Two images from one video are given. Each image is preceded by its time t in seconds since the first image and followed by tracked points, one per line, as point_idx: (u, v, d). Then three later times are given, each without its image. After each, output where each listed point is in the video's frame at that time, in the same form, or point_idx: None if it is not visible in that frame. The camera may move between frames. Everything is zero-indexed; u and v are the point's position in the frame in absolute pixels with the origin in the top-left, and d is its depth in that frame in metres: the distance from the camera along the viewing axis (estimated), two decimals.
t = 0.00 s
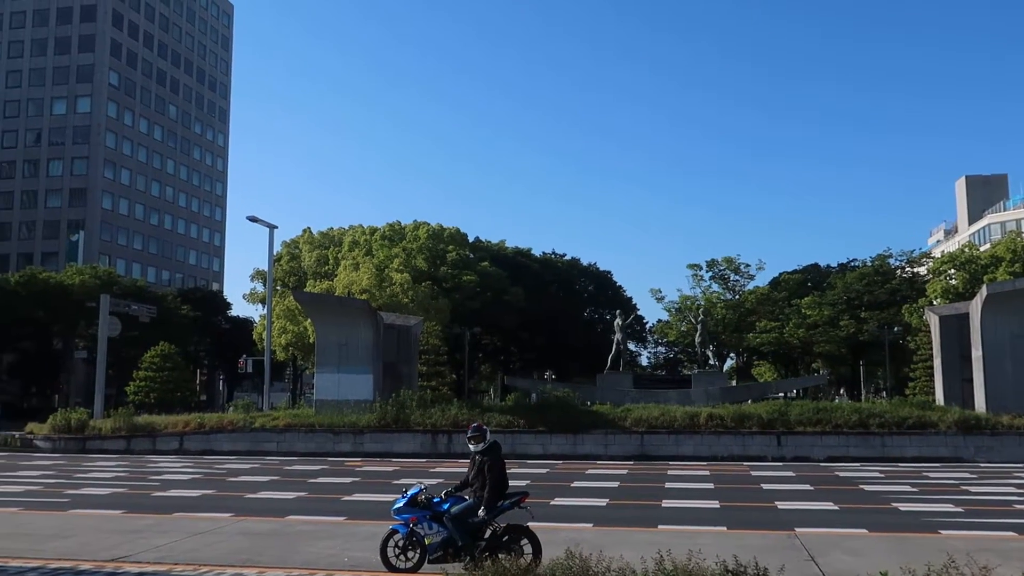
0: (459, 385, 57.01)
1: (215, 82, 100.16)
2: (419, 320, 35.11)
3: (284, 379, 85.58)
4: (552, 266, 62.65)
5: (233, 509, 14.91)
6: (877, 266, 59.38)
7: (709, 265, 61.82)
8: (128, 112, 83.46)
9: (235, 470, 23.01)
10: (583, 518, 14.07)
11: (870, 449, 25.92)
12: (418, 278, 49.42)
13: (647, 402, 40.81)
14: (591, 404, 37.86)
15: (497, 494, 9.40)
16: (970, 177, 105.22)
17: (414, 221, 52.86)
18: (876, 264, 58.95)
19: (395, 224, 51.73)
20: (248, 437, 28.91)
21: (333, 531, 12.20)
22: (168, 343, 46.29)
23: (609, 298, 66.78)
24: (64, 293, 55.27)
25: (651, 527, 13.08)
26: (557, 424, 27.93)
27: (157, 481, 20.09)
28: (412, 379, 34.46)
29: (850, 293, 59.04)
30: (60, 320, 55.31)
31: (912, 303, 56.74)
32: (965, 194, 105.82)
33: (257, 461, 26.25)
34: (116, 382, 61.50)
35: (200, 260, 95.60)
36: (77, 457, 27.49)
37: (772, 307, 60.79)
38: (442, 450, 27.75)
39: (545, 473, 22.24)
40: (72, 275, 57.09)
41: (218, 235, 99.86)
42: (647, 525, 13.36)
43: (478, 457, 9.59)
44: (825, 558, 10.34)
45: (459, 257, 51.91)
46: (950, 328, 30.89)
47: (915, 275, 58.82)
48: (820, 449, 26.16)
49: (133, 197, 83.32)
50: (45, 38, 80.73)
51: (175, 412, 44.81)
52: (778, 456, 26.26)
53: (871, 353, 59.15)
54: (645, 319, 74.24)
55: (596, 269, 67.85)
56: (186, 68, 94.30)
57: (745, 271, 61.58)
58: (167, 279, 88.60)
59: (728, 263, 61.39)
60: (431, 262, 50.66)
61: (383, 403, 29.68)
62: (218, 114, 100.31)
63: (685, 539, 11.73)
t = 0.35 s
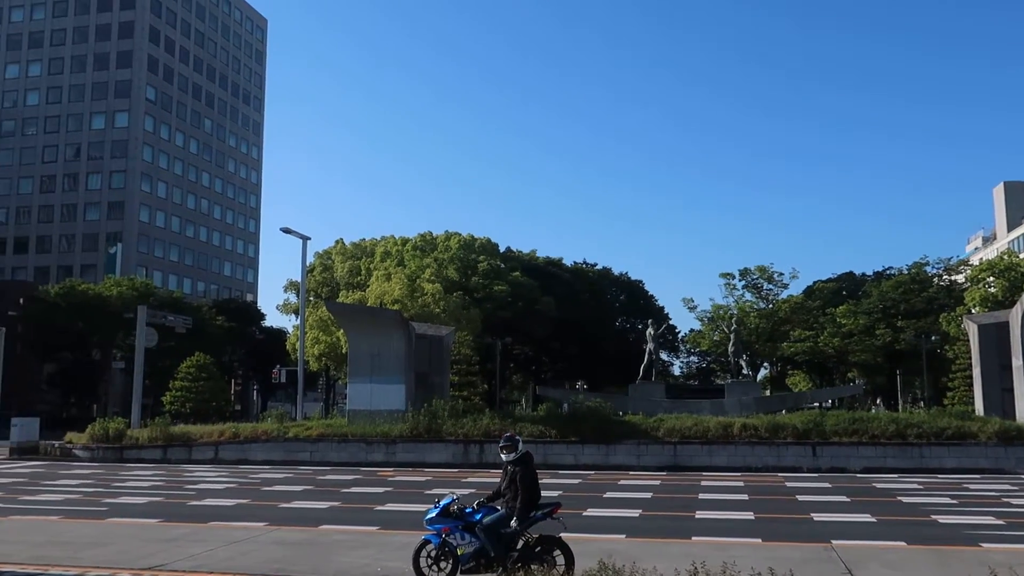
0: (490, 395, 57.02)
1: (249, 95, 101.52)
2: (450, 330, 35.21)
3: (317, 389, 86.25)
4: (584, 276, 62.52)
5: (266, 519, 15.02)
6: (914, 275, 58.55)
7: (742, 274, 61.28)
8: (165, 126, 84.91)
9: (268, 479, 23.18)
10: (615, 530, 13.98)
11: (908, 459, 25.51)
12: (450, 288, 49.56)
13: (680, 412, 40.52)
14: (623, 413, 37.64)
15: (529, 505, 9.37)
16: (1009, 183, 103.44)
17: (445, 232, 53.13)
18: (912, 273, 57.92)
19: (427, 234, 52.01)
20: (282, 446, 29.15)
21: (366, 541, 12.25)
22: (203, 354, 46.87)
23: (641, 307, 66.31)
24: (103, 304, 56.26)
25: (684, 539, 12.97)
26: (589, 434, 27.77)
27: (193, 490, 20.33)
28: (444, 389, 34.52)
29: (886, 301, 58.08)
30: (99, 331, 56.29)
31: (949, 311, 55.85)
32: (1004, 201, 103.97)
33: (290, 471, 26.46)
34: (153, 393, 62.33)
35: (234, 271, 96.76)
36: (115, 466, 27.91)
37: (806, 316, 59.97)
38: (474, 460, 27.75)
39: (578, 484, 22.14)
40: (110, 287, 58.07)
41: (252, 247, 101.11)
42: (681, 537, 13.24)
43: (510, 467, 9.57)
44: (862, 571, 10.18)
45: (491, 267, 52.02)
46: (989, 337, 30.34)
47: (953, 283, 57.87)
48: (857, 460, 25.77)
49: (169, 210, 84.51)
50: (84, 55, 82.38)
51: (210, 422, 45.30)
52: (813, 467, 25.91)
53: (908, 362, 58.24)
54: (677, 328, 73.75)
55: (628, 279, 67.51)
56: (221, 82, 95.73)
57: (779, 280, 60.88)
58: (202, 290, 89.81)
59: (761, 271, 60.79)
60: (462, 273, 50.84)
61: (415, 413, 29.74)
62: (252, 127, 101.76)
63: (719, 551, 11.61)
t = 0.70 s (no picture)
0: (525, 399, 57.00)
1: (285, 103, 102.71)
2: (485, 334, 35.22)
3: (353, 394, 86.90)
4: (618, 280, 62.25)
5: (304, 523, 15.13)
6: (956, 277, 57.51)
7: (778, 277, 60.54)
8: (203, 134, 86.26)
9: (306, 483, 23.37)
10: (653, 535, 13.84)
11: (951, 465, 25.02)
12: (484, 292, 49.61)
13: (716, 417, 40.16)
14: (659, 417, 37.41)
15: (565, 510, 9.29)
16: None
17: (479, 236, 53.27)
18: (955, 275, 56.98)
19: (461, 239, 52.19)
20: (318, 450, 29.37)
21: (403, 545, 12.26)
22: (241, 359, 47.42)
23: (676, 311, 65.78)
24: (143, 310, 57.22)
25: (722, 545, 12.80)
26: (625, 439, 27.56)
27: (231, 494, 20.55)
28: (478, 393, 34.56)
29: (927, 303, 57.09)
30: (139, 336, 57.23)
31: (993, 314, 54.77)
32: None
33: (327, 475, 26.66)
34: (192, 398, 63.19)
35: (271, 277, 97.91)
36: (155, 470, 28.35)
37: (845, 319, 58.98)
38: (509, 464, 27.74)
39: (614, 489, 22.00)
40: (150, 293, 59.05)
41: (288, 253, 102.25)
42: (719, 542, 13.08)
43: (546, 472, 9.48)
44: None
45: (525, 271, 52.06)
46: None
47: (996, 285, 56.78)
48: (898, 465, 25.30)
49: (206, 216, 85.68)
50: (125, 65, 83.98)
51: (248, 426, 45.82)
52: (853, 472, 25.49)
53: (950, 365, 57.20)
54: (713, 332, 73.10)
55: (662, 282, 67.00)
56: (257, 90, 96.99)
57: (816, 283, 60.03)
58: (240, 295, 90.99)
59: (798, 274, 59.99)
60: (496, 277, 50.95)
61: (450, 417, 29.78)
62: (288, 134, 102.98)
63: (758, 557, 11.44)
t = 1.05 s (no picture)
0: (558, 406, 56.92)
1: (318, 111, 103.75)
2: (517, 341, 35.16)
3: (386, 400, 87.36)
4: (651, 286, 61.92)
5: (339, 528, 15.22)
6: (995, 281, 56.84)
7: (813, 282, 59.80)
8: (238, 143, 87.45)
9: (340, 489, 23.51)
10: (686, 543, 13.74)
11: (993, 473, 24.58)
12: (516, 298, 49.66)
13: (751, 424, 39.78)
14: (693, 424, 37.12)
15: (599, 518, 9.27)
16: None
17: (511, 242, 53.42)
18: (996, 279, 54.45)
19: (493, 246, 52.33)
20: (352, 456, 29.55)
21: (437, 551, 12.28)
22: (276, 366, 47.91)
23: (709, 317, 65.27)
24: (180, 317, 58.16)
25: (758, 553, 12.66)
26: (659, 445, 27.33)
27: (267, 499, 20.73)
28: (511, 400, 34.54)
29: (966, 309, 54.64)
30: (177, 343, 58.10)
31: None
32: None
33: (360, 481, 26.80)
34: (228, 403, 63.89)
35: (305, 284, 98.88)
36: (192, 475, 28.72)
37: (882, 325, 58.10)
38: (542, 471, 27.72)
39: (647, 496, 21.85)
40: (187, 300, 59.93)
41: (322, 260, 103.19)
42: (754, 551, 12.94)
43: (579, 480, 9.47)
44: None
45: (557, 278, 52.08)
46: None
47: None
48: (937, 473, 24.88)
49: (241, 224, 86.67)
50: (162, 76, 85.39)
51: (283, 432, 46.25)
52: (891, 480, 25.12)
53: (991, 371, 56.14)
54: (747, 338, 72.48)
55: (695, 288, 66.48)
56: (291, 99, 98.15)
57: (852, 288, 59.26)
58: (274, 302, 92.01)
59: (834, 279, 59.23)
60: (528, 283, 50.95)
61: (483, 423, 29.79)
62: (322, 142, 104.07)
63: (794, 566, 11.31)
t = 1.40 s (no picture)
0: (585, 416, 56.71)
1: (346, 122, 104.62)
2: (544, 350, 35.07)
3: (413, 409, 87.55)
4: (678, 296, 61.58)
5: (368, 538, 15.27)
6: None
7: (843, 292, 59.17)
8: (267, 154, 88.39)
9: (367, 498, 23.60)
10: (716, 555, 13.61)
11: None
12: (543, 308, 49.76)
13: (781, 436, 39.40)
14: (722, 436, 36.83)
15: (627, 530, 9.18)
16: None
17: (538, 252, 53.49)
18: None
19: (520, 255, 52.43)
20: (380, 466, 29.64)
21: (465, 561, 12.26)
22: (304, 375, 48.23)
23: (737, 327, 64.80)
24: (210, 326, 58.89)
25: (789, 567, 12.51)
26: (687, 456, 27.12)
27: (296, 508, 20.86)
28: (539, 410, 34.45)
29: (999, 319, 53.41)
30: (206, 352, 58.77)
31: None
32: None
33: (388, 491, 26.88)
34: (257, 413, 64.40)
35: (333, 294, 99.54)
36: (222, 484, 29.01)
37: (913, 335, 57.63)
38: (569, 481, 27.64)
39: (675, 508, 21.70)
40: (217, 310, 60.60)
41: (350, 270, 103.83)
42: (784, 564, 12.79)
43: (608, 490, 9.42)
44: None
45: (584, 287, 52.02)
46: None
47: None
48: (972, 487, 24.49)
49: (270, 234, 87.48)
50: (194, 89, 86.67)
51: (310, 441, 46.51)
52: (924, 494, 24.75)
53: None
54: (776, 348, 71.84)
55: (723, 298, 66.01)
56: (320, 110, 99.12)
57: (883, 298, 58.55)
58: (303, 312, 92.70)
59: (864, 289, 58.57)
60: (555, 293, 50.88)
61: (510, 433, 29.74)
62: (350, 153, 104.91)
63: None
